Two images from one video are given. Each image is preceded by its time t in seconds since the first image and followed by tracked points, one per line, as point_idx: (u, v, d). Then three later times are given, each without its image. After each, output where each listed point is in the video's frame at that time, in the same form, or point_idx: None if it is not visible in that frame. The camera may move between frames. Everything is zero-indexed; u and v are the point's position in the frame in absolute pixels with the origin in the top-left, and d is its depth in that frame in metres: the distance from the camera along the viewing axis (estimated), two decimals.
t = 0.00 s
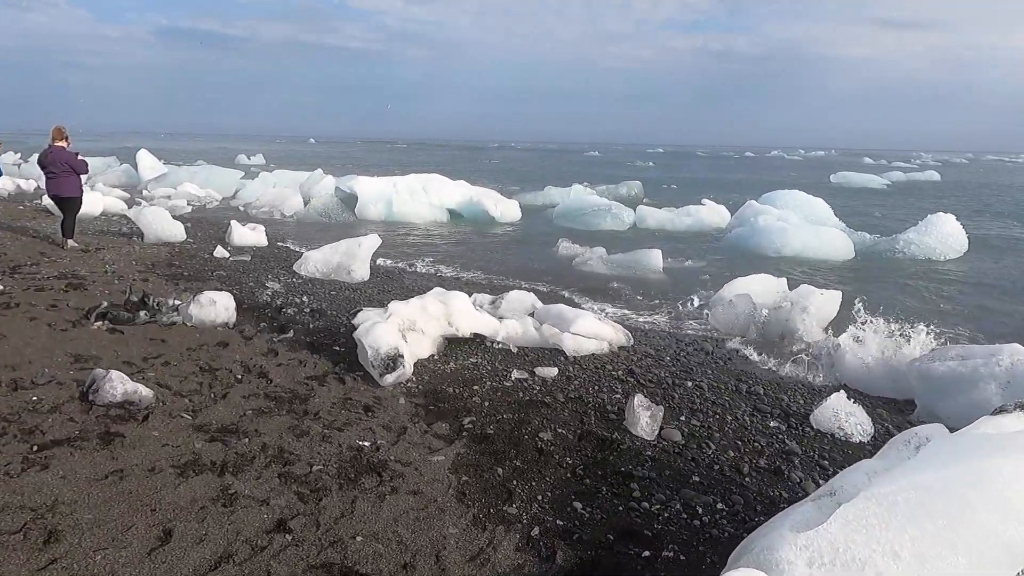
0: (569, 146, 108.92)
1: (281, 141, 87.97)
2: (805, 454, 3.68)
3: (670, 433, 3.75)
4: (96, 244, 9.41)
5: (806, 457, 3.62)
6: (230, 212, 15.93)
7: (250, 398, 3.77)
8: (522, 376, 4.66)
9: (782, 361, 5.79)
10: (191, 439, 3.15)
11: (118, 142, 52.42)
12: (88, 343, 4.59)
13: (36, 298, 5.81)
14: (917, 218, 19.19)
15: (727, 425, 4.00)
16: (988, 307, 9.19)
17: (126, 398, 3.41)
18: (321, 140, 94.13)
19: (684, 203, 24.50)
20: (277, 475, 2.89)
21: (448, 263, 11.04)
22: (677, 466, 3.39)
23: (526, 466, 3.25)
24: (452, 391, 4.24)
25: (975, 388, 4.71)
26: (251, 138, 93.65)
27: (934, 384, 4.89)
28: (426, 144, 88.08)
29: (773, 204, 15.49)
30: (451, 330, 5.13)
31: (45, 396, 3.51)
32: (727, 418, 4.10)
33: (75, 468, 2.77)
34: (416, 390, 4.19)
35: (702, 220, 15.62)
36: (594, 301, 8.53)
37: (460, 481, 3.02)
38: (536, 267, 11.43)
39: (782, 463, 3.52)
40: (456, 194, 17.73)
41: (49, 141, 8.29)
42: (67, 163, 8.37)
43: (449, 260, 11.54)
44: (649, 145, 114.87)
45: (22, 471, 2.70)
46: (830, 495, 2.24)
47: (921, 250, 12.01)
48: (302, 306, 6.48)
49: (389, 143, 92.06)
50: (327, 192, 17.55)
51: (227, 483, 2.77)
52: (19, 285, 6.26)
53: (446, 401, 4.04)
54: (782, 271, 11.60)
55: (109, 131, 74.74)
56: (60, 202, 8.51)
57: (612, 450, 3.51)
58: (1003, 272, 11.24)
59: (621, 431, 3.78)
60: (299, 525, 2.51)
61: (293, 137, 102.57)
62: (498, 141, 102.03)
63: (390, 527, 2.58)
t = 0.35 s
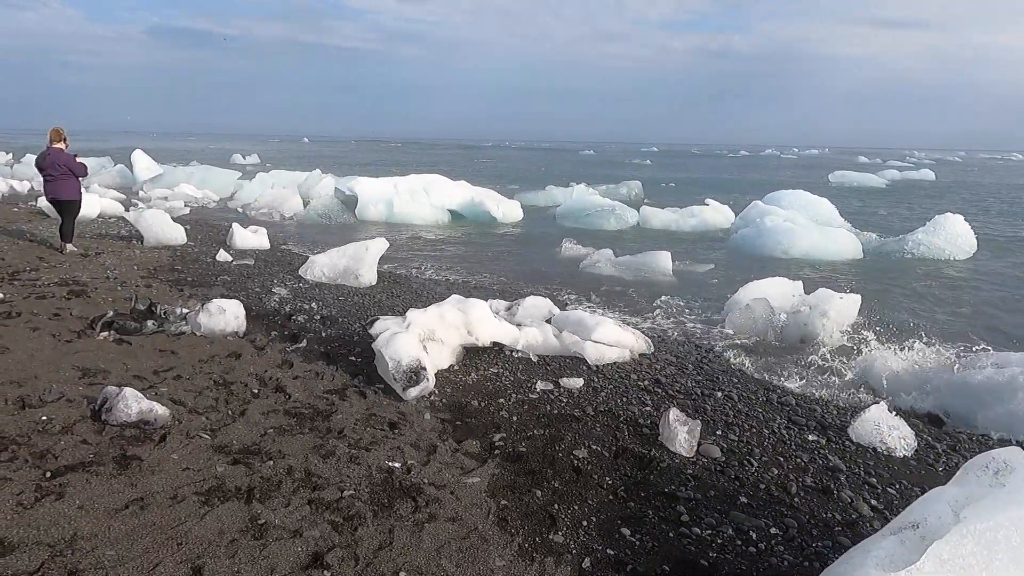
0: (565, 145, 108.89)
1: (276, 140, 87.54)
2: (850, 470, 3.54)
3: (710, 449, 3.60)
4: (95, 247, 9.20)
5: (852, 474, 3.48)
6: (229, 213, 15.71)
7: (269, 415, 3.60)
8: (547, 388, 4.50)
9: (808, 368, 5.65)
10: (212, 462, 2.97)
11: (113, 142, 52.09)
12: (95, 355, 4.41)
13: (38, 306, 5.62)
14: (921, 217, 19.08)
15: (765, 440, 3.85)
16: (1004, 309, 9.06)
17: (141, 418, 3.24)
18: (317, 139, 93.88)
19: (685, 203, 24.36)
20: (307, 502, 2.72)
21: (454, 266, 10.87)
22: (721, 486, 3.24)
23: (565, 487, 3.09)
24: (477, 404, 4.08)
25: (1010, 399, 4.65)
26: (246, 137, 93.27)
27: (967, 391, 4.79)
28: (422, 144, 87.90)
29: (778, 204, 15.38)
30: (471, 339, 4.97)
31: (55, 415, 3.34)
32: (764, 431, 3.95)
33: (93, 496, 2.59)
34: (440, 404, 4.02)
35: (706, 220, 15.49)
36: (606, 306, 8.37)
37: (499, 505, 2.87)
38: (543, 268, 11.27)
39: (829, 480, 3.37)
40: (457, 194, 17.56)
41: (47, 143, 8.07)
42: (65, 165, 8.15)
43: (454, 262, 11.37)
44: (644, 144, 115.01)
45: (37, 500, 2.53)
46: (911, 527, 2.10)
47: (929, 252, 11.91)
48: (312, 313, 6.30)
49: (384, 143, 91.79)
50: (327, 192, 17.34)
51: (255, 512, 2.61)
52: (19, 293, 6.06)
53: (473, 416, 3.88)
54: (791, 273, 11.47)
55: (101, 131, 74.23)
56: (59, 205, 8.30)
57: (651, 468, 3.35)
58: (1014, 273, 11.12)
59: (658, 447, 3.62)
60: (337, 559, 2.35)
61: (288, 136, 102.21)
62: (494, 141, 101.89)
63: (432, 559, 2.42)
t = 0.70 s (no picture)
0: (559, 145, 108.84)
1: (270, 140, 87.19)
2: (902, 479, 3.44)
3: (757, 458, 3.49)
4: (98, 249, 9.02)
5: (905, 483, 3.37)
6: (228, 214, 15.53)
7: (301, 425, 3.46)
8: (578, 394, 4.38)
9: (835, 371, 5.55)
10: (250, 477, 2.84)
11: (105, 141, 51.72)
12: (112, 362, 4.26)
13: (47, 311, 5.46)
14: (923, 216, 19.06)
15: (810, 447, 3.74)
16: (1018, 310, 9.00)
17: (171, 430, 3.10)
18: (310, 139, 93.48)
19: (686, 203, 24.31)
20: (354, 520, 2.59)
21: (462, 267, 10.74)
22: (774, 497, 3.13)
23: (616, 500, 2.98)
24: (511, 412, 3.96)
25: None
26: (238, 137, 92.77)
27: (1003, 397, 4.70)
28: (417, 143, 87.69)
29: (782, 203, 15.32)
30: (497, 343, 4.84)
31: (79, 426, 3.19)
32: (808, 438, 3.85)
33: (130, 516, 2.46)
34: (473, 412, 3.90)
35: (711, 220, 15.42)
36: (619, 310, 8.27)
37: (552, 521, 2.75)
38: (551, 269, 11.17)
39: (883, 490, 3.27)
40: (459, 194, 17.43)
41: (50, 143, 7.89)
42: (69, 165, 7.97)
43: (462, 262, 11.25)
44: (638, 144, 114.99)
45: (72, 520, 2.39)
46: (1007, 549, 2.00)
47: (939, 252, 11.86)
48: (327, 317, 6.17)
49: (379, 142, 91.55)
50: (327, 192, 17.19)
51: (303, 531, 2.48)
52: (26, 297, 5.90)
53: (508, 424, 3.75)
54: (799, 274, 11.40)
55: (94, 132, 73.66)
56: (62, 206, 8.12)
57: (701, 479, 3.24)
58: None
59: (703, 455, 3.51)
60: None
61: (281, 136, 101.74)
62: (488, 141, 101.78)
63: None
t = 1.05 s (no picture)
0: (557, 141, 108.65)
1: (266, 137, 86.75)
2: (947, 492, 3.33)
3: (797, 471, 3.38)
4: (100, 250, 8.86)
5: (951, 497, 3.26)
6: (229, 212, 15.36)
7: (324, 438, 3.33)
8: (605, 402, 4.25)
9: (861, 375, 5.44)
10: (277, 496, 2.71)
11: (100, 138, 51.33)
12: (123, 371, 4.13)
13: (53, 315, 5.32)
14: (928, 213, 18.98)
15: (848, 458, 3.63)
16: None
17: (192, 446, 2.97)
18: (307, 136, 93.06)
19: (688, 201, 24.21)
20: (391, 543, 2.47)
21: (469, 266, 10.60)
22: (820, 513, 3.02)
23: (658, 518, 2.86)
24: (538, 422, 3.84)
25: None
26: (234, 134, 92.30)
27: None
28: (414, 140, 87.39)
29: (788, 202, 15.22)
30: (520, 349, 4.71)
31: (95, 441, 3.06)
32: (845, 449, 3.73)
33: (156, 541, 2.33)
34: (500, 422, 3.77)
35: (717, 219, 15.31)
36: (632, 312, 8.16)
37: (596, 542, 2.63)
38: (559, 268, 11.04)
39: (931, 505, 3.16)
40: (461, 193, 17.28)
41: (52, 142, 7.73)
42: (71, 164, 7.79)
43: (468, 261, 11.12)
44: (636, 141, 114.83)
45: (95, 547, 2.26)
46: None
47: (950, 251, 11.79)
48: (339, 321, 6.03)
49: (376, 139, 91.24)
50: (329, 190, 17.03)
51: (338, 556, 2.35)
52: (31, 300, 5.76)
53: (537, 436, 3.63)
54: (809, 273, 11.30)
55: (89, 129, 73.25)
56: (64, 206, 7.96)
57: (742, 494, 3.13)
58: None
59: (742, 468, 3.39)
60: None
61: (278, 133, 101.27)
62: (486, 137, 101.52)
63: None
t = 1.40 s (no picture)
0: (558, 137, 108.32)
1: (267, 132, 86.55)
2: (1015, 509, 3.09)
3: (853, 486, 3.14)
4: (102, 246, 8.62)
5: (1022, 515, 3.03)
6: (232, 208, 15.11)
7: (345, 451, 3.09)
8: (638, 409, 4.01)
9: (898, 380, 5.20)
10: (299, 519, 2.47)
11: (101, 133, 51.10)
12: (128, 375, 3.89)
13: (53, 315, 5.09)
14: (939, 209, 18.75)
15: (904, 471, 3.39)
16: None
17: (204, 460, 2.74)
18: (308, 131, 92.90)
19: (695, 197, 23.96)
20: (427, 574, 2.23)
21: (479, 263, 10.36)
22: (885, 533, 2.79)
23: (713, 541, 2.63)
24: (570, 431, 3.60)
25: None
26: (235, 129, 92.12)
27: None
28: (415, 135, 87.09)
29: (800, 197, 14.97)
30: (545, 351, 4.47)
31: (98, 456, 2.82)
32: (899, 461, 3.49)
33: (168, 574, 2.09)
34: (530, 431, 3.53)
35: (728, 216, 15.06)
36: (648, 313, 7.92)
37: (650, 569, 2.40)
38: (570, 264, 10.79)
39: (1001, 524, 2.92)
40: (467, 188, 17.03)
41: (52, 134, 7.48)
42: (72, 158, 7.55)
43: (477, 257, 10.88)
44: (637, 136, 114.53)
45: None
46: None
47: (969, 247, 11.59)
48: (351, 320, 5.80)
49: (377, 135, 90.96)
50: (333, 186, 16.77)
51: None
52: (29, 299, 5.52)
53: (571, 447, 3.39)
54: (825, 270, 11.06)
55: (89, 124, 72.89)
56: (64, 201, 7.72)
57: (799, 512, 2.89)
58: None
59: (794, 483, 3.15)
60: None
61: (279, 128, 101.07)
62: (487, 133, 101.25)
63: None
